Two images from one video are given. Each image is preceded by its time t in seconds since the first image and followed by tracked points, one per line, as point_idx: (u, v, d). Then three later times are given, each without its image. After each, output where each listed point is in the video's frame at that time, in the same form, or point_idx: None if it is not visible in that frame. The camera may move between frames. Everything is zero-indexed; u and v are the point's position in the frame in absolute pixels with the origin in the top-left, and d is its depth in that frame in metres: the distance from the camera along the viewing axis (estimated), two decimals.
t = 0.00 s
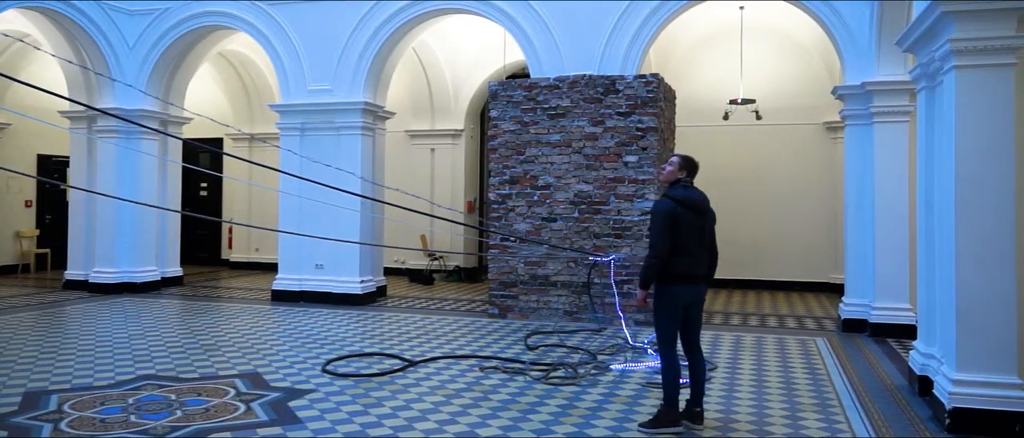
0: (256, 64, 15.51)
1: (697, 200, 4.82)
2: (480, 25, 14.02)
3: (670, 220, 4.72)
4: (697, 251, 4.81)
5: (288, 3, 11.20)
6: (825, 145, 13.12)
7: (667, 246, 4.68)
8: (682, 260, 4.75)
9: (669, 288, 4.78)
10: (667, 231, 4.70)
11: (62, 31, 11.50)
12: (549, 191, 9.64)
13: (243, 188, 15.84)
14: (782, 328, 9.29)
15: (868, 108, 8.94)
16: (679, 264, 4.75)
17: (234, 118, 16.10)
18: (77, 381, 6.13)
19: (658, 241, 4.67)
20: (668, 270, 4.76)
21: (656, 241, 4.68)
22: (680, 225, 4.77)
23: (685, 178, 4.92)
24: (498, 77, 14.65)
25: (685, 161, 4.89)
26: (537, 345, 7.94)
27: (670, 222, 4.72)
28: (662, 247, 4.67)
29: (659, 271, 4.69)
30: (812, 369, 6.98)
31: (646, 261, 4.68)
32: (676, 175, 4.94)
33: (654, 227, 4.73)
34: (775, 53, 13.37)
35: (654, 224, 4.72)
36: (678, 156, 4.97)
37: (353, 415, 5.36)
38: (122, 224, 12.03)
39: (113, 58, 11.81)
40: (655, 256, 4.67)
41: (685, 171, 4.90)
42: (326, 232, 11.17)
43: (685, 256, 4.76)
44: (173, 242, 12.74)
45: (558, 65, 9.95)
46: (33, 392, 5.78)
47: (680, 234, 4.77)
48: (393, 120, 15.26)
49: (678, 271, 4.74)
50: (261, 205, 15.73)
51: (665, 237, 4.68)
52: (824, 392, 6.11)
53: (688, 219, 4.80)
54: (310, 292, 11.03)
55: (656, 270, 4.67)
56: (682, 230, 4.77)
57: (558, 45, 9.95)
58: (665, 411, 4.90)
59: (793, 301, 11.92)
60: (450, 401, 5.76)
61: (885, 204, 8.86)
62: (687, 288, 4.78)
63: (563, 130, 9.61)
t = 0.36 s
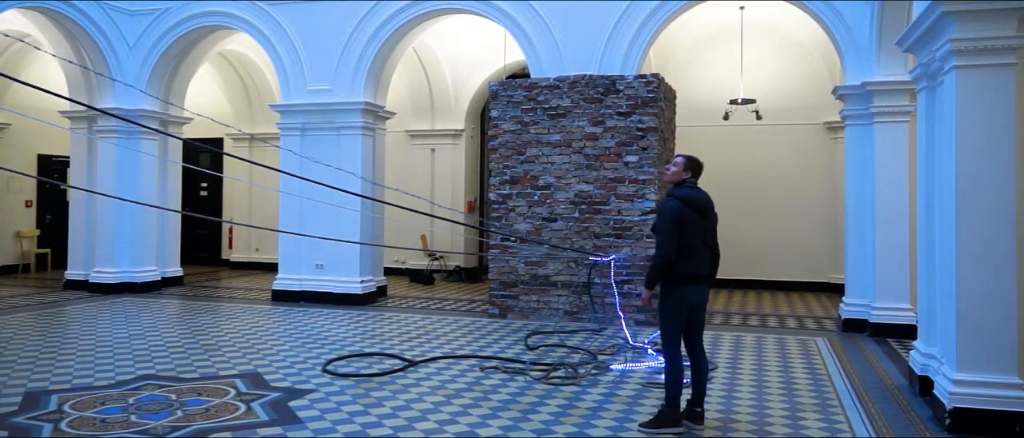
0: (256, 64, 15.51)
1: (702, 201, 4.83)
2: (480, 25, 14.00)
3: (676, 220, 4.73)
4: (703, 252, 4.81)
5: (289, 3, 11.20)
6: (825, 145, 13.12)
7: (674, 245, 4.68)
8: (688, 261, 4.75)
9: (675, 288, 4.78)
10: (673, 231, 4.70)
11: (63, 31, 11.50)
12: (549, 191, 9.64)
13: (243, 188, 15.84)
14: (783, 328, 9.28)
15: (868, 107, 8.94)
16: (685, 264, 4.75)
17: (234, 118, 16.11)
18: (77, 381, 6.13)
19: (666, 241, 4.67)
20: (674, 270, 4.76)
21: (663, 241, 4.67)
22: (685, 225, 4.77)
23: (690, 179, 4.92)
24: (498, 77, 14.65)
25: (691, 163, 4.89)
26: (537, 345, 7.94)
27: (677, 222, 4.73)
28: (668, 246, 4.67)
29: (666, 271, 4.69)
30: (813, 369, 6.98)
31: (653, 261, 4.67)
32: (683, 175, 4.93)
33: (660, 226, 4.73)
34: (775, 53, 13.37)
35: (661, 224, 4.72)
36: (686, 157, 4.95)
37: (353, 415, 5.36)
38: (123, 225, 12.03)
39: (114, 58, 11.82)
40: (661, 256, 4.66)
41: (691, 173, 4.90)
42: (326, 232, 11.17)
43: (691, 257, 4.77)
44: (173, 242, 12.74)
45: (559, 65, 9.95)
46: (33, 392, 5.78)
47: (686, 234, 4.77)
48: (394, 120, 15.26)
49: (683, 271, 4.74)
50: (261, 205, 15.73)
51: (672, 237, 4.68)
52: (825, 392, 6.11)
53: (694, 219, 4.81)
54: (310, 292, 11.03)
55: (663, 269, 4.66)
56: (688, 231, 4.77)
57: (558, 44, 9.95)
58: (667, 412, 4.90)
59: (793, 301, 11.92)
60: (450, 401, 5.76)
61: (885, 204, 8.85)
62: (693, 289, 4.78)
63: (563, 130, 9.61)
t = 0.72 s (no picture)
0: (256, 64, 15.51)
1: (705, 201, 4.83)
2: (480, 25, 13.97)
3: (681, 220, 4.72)
4: (705, 253, 4.81)
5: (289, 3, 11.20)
6: (825, 145, 13.12)
7: (678, 245, 4.68)
8: (691, 261, 4.75)
9: (677, 288, 4.77)
10: (677, 231, 4.69)
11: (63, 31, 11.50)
12: (549, 191, 9.64)
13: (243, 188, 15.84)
14: (783, 328, 9.28)
15: (868, 107, 8.94)
16: (688, 264, 4.75)
17: (234, 118, 16.11)
18: (77, 381, 6.13)
19: (670, 241, 4.67)
20: (677, 271, 4.75)
21: (669, 241, 4.67)
22: (689, 226, 4.76)
23: (693, 179, 4.92)
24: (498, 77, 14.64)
25: (693, 162, 4.88)
26: (538, 345, 7.94)
27: (681, 222, 4.72)
28: (673, 247, 4.66)
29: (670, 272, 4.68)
30: (813, 369, 6.98)
31: (658, 261, 4.66)
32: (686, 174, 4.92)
33: (665, 226, 4.72)
34: (775, 54, 13.37)
35: (666, 224, 4.72)
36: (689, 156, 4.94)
37: (354, 415, 5.36)
38: (123, 225, 12.03)
39: (114, 58, 11.82)
40: (666, 257, 4.66)
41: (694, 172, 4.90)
42: (326, 232, 11.17)
43: (694, 258, 4.77)
44: (173, 242, 12.74)
45: (559, 65, 9.95)
46: (33, 392, 5.78)
47: (691, 234, 4.77)
48: (394, 120, 15.27)
49: (686, 272, 4.74)
50: (261, 205, 15.73)
51: (676, 237, 4.68)
52: (825, 392, 6.12)
53: (698, 218, 4.81)
54: (310, 292, 11.03)
55: (668, 270, 4.66)
56: (692, 231, 4.77)
57: (559, 44, 9.95)
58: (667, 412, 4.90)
59: (793, 301, 11.92)
60: (451, 401, 5.76)
61: (885, 204, 8.85)
62: (695, 289, 4.79)
63: (563, 130, 9.61)
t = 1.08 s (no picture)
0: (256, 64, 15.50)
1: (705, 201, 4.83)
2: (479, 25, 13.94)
3: (682, 221, 4.72)
4: (706, 253, 4.81)
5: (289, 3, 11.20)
6: (825, 145, 13.11)
7: (679, 246, 4.67)
8: (692, 262, 4.75)
9: (678, 288, 4.78)
10: (678, 231, 4.69)
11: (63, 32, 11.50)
12: (549, 191, 9.64)
13: (243, 188, 15.84)
14: (784, 328, 9.28)
15: (869, 107, 8.94)
16: (689, 265, 4.75)
17: (234, 118, 16.11)
18: (77, 381, 6.13)
19: (671, 241, 4.66)
20: (678, 271, 4.75)
21: (670, 242, 4.66)
22: (690, 226, 4.76)
23: (694, 179, 4.91)
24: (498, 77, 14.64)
25: (694, 162, 4.88)
26: (538, 345, 7.94)
27: (682, 222, 4.72)
28: (674, 246, 4.66)
29: (672, 272, 4.68)
30: (813, 369, 6.99)
31: (659, 262, 4.66)
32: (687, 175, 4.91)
33: (667, 227, 4.72)
34: (776, 53, 13.37)
35: (668, 224, 4.72)
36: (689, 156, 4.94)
37: (354, 415, 5.36)
38: (123, 225, 12.03)
39: (114, 58, 11.82)
40: (667, 257, 4.65)
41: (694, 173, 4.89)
42: (326, 232, 11.17)
43: (695, 258, 4.76)
44: (173, 242, 12.73)
45: (559, 65, 9.95)
46: (33, 392, 5.78)
47: (692, 234, 4.77)
48: (394, 120, 15.27)
49: (687, 272, 4.74)
50: (261, 205, 15.73)
51: (677, 237, 4.67)
52: (825, 392, 6.12)
53: (698, 219, 4.81)
54: (310, 292, 11.02)
55: (670, 270, 4.66)
56: (693, 231, 4.77)
57: (559, 44, 9.95)
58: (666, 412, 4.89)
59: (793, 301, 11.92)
60: (451, 401, 5.76)
61: (885, 204, 8.85)
62: (696, 289, 4.79)
63: (563, 130, 9.61)
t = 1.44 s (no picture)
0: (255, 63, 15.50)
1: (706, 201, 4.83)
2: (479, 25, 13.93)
3: (682, 220, 4.72)
4: (706, 253, 4.81)
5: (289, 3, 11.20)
6: (825, 145, 13.12)
7: (679, 245, 4.67)
8: (692, 261, 4.75)
9: (678, 288, 4.78)
10: (678, 231, 4.69)
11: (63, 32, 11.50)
12: (549, 191, 9.64)
13: (243, 188, 15.84)
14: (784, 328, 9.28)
15: (869, 107, 8.94)
16: (689, 265, 4.75)
17: (234, 118, 16.10)
18: (77, 381, 6.12)
19: (671, 241, 4.66)
20: (678, 271, 4.75)
21: (670, 242, 4.65)
22: (690, 226, 4.76)
23: (694, 179, 4.90)
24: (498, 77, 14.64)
25: (695, 162, 4.87)
26: (538, 345, 7.94)
27: (683, 223, 4.72)
28: (675, 246, 4.66)
29: (672, 272, 4.68)
30: (812, 369, 6.99)
31: (659, 261, 4.66)
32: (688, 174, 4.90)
33: (667, 227, 4.72)
34: (776, 53, 13.37)
35: (668, 223, 4.72)
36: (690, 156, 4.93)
37: (354, 415, 5.36)
38: (123, 224, 12.03)
39: (114, 58, 11.81)
40: (667, 256, 4.65)
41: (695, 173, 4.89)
42: (326, 232, 11.17)
43: (695, 258, 4.76)
44: (173, 242, 12.73)
45: (559, 65, 9.95)
46: (33, 392, 5.78)
47: (692, 233, 4.76)
48: (394, 120, 15.27)
49: (686, 272, 4.74)
50: (261, 205, 15.73)
51: (678, 237, 4.67)
52: (825, 392, 6.12)
53: (699, 219, 4.81)
54: (310, 292, 11.02)
55: (670, 270, 4.66)
56: (693, 231, 4.76)
57: (559, 44, 9.95)
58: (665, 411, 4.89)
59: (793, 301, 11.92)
60: (451, 401, 5.76)
61: (885, 204, 8.85)
62: (696, 288, 4.79)
63: (563, 130, 9.61)
